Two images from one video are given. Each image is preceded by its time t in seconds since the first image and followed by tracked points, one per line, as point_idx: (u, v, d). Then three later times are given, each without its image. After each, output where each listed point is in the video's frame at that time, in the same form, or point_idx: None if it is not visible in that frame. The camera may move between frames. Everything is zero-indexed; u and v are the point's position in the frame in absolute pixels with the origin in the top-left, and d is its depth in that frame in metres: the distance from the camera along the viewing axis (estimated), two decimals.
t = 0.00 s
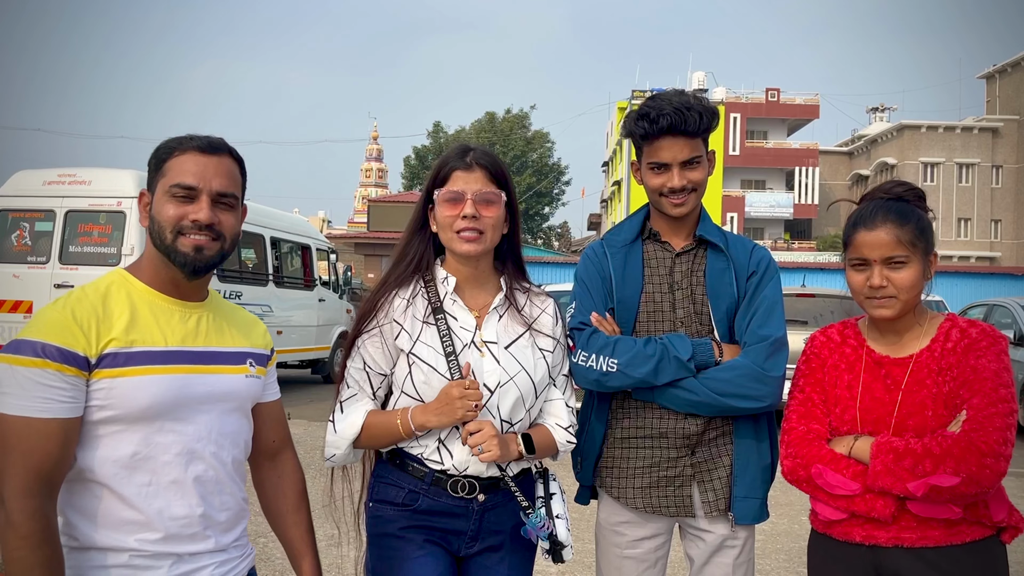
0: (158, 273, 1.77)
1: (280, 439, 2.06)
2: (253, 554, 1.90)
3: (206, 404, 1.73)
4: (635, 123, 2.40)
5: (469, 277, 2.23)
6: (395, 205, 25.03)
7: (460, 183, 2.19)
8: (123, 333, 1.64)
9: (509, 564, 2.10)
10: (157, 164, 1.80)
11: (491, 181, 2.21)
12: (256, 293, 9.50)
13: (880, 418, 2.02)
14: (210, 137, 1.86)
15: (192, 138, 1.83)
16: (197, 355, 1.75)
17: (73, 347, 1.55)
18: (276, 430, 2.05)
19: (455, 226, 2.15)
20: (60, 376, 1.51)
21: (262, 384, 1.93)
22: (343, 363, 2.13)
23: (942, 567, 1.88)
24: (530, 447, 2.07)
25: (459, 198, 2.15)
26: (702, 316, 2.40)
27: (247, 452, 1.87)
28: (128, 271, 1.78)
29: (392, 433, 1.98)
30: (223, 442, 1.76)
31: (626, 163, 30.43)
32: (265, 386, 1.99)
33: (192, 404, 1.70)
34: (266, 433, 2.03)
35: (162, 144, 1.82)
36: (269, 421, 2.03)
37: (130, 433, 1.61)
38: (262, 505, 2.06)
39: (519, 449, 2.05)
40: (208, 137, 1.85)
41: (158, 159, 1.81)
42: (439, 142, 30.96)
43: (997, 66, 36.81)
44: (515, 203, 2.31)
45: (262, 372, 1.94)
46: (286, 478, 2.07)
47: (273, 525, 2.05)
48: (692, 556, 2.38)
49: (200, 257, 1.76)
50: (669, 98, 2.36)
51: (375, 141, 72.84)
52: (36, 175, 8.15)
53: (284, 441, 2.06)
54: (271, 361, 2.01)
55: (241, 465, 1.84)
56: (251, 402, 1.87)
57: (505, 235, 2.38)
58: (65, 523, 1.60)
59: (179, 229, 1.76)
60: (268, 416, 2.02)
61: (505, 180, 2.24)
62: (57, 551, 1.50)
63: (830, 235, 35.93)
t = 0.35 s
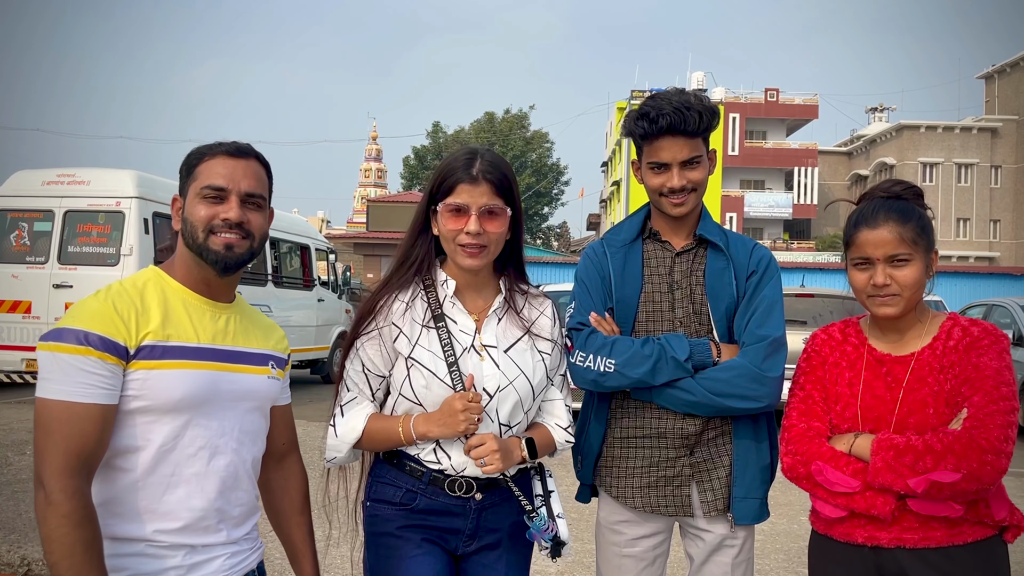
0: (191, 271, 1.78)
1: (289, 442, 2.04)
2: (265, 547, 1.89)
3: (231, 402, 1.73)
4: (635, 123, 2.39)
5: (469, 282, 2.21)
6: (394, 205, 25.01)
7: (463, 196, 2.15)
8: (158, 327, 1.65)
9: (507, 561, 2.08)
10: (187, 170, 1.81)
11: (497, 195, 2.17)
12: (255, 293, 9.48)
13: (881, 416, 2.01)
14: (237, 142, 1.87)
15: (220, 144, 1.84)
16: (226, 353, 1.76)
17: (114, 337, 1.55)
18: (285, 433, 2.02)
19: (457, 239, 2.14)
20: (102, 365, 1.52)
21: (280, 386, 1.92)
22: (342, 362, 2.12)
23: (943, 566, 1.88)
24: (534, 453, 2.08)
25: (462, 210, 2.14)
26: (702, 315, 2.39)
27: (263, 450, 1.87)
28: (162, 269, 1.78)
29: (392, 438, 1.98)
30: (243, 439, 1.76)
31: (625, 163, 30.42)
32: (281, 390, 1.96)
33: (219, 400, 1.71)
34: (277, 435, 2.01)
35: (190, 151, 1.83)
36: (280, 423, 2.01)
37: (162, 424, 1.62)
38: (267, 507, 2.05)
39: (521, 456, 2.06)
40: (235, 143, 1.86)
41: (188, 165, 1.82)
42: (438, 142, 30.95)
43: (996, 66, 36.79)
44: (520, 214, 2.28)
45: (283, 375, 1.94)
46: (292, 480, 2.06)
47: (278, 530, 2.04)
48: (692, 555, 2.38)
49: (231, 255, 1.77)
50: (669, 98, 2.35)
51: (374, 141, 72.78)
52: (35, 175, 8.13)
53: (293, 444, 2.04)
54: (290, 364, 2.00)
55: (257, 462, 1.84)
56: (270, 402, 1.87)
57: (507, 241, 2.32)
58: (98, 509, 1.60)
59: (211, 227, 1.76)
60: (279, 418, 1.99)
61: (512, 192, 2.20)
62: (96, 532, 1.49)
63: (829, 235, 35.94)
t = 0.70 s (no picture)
0: (201, 274, 1.76)
1: (300, 443, 2.02)
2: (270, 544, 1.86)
3: (238, 399, 1.70)
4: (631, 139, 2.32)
5: (467, 283, 2.18)
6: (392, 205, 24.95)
7: (460, 195, 2.11)
8: (167, 325, 1.62)
9: (502, 559, 2.06)
10: (196, 175, 1.80)
11: (494, 194, 2.14)
12: (253, 293, 9.45)
13: (892, 418, 1.98)
14: (245, 147, 1.85)
15: (228, 148, 1.82)
16: (235, 352, 1.72)
17: (123, 334, 1.53)
18: (296, 433, 2.00)
19: (455, 239, 2.11)
20: (113, 363, 1.51)
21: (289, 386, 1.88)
22: (337, 362, 2.09)
23: (955, 569, 1.85)
24: (533, 455, 2.05)
25: (459, 210, 2.11)
26: (702, 318, 2.37)
27: (270, 448, 1.84)
28: (174, 271, 1.76)
29: (389, 440, 1.95)
30: (249, 436, 1.73)
31: (624, 163, 30.41)
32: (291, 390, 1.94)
33: (226, 397, 1.67)
34: (287, 436, 1.99)
35: (200, 156, 1.81)
36: (291, 424, 1.99)
37: (170, 419, 1.59)
38: (275, 507, 2.03)
39: (523, 458, 2.03)
40: (243, 147, 1.84)
41: (197, 170, 1.81)
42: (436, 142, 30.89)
43: (994, 67, 36.83)
44: (516, 209, 2.25)
45: (292, 375, 1.90)
46: (299, 481, 2.03)
47: (286, 532, 2.01)
48: (692, 553, 2.35)
49: (238, 259, 1.74)
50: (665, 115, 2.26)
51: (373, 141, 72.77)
52: (33, 175, 8.08)
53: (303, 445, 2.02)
54: (299, 364, 1.97)
55: (264, 460, 1.81)
56: (279, 402, 1.84)
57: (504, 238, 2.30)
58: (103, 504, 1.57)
59: (219, 232, 1.74)
60: (290, 419, 1.97)
61: (507, 189, 2.18)
62: (101, 524, 1.46)
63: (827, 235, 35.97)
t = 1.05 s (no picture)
0: (185, 276, 1.75)
1: (290, 447, 2.01)
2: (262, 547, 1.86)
3: (223, 400, 1.69)
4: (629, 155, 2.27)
5: (465, 281, 2.18)
6: (390, 204, 24.93)
7: (457, 186, 2.12)
8: (149, 325, 1.62)
9: (502, 560, 2.06)
10: (180, 175, 1.79)
11: (491, 185, 2.15)
12: (250, 293, 9.43)
13: (888, 419, 1.98)
14: (229, 146, 1.85)
15: (212, 149, 1.82)
16: (220, 352, 1.72)
17: (103, 335, 1.53)
18: (286, 438, 1.99)
19: (453, 231, 2.10)
20: (91, 363, 1.49)
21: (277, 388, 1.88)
22: (336, 362, 2.09)
23: (953, 569, 1.85)
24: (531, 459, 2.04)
25: (456, 202, 2.11)
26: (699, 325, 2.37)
27: (258, 449, 1.83)
28: (158, 272, 1.75)
29: (387, 442, 1.94)
30: (237, 437, 1.72)
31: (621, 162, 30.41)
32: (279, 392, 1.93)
33: (211, 397, 1.67)
34: (276, 440, 1.98)
35: (184, 155, 1.81)
36: (281, 428, 1.97)
37: (150, 420, 1.58)
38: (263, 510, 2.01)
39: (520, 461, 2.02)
40: (227, 147, 1.84)
41: (181, 170, 1.80)
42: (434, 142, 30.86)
43: (990, 67, 36.93)
44: (513, 203, 2.25)
45: (280, 377, 1.89)
46: (288, 484, 2.02)
47: (273, 536, 2.00)
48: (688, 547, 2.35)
49: (224, 259, 1.73)
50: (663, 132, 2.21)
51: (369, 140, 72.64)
52: (28, 174, 8.05)
53: (292, 450, 2.01)
54: (288, 368, 1.96)
55: (252, 461, 1.80)
56: (266, 403, 1.83)
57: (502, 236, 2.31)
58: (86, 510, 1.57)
59: (203, 232, 1.73)
60: (279, 422, 1.96)
61: (504, 182, 2.18)
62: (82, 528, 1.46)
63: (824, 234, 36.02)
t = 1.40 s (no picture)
0: (168, 276, 1.76)
1: (281, 443, 2.03)
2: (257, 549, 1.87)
3: (214, 401, 1.71)
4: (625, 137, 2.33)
5: (467, 283, 2.20)
6: (387, 204, 24.93)
7: (460, 188, 2.14)
8: (136, 328, 1.63)
9: (502, 562, 2.07)
10: (161, 172, 1.79)
11: (493, 187, 2.16)
12: (246, 293, 9.44)
13: (877, 418, 2.00)
14: (210, 142, 1.84)
15: (193, 145, 1.82)
16: (208, 352, 1.73)
17: (88, 340, 1.53)
18: (277, 433, 2.01)
19: (455, 232, 2.12)
20: (77, 369, 1.50)
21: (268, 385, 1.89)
22: (335, 364, 2.10)
23: (941, 567, 1.87)
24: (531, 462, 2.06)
25: (459, 203, 2.12)
26: (697, 322, 2.38)
27: (251, 449, 1.85)
28: (141, 272, 1.76)
29: (387, 442, 1.96)
30: (229, 438, 1.74)
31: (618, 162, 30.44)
32: (270, 389, 1.95)
33: (201, 399, 1.68)
34: (268, 437, 2.00)
35: (165, 152, 1.81)
36: (273, 424, 1.99)
37: (140, 425, 1.59)
38: (258, 507, 2.03)
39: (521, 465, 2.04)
40: (208, 143, 1.84)
41: (162, 167, 1.80)
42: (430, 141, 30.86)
43: (985, 67, 37.03)
44: (515, 202, 2.26)
45: (270, 374, 1.91)
46: (282, 480, 2.03)
47: (269, 536, 2.01)
48: (683, 544, 2.37)
49: (207, 259, 1.74)
50: (657, 112, 2.27)
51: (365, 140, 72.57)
52: (24, 174, 8.03)
53: (285, 445, 2.03)
54: (277, 364, 1.97)
55: (245, 462, 1.81)
56: (257, 402, 1.84)
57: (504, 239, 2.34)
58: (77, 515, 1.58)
59: (186, 232, 1.74)
60: (271, 419, 1.98)
61: (505, 184, 2.19)
62: (73, 537, 1.47)
63: (820, 235, 36.10)
